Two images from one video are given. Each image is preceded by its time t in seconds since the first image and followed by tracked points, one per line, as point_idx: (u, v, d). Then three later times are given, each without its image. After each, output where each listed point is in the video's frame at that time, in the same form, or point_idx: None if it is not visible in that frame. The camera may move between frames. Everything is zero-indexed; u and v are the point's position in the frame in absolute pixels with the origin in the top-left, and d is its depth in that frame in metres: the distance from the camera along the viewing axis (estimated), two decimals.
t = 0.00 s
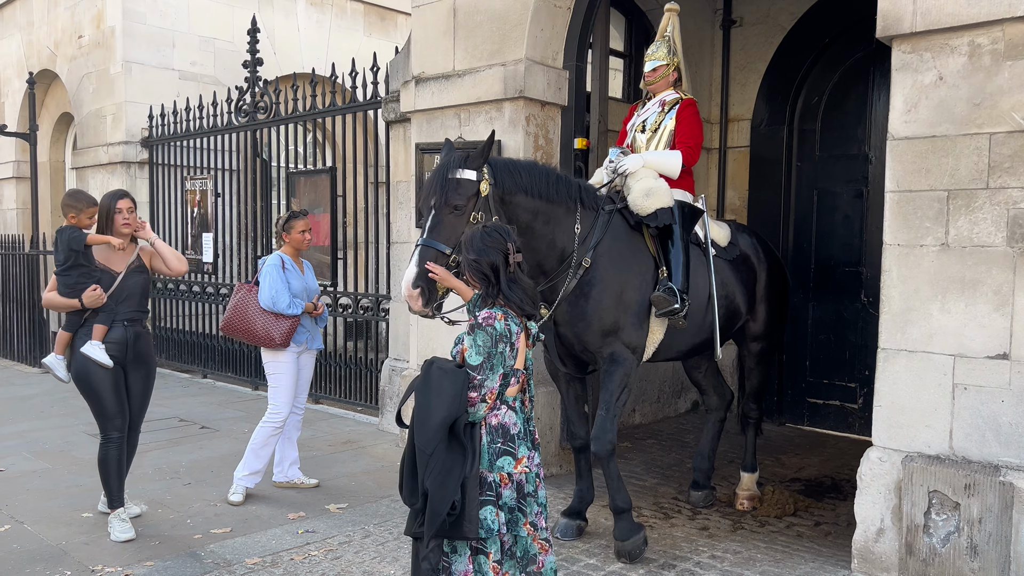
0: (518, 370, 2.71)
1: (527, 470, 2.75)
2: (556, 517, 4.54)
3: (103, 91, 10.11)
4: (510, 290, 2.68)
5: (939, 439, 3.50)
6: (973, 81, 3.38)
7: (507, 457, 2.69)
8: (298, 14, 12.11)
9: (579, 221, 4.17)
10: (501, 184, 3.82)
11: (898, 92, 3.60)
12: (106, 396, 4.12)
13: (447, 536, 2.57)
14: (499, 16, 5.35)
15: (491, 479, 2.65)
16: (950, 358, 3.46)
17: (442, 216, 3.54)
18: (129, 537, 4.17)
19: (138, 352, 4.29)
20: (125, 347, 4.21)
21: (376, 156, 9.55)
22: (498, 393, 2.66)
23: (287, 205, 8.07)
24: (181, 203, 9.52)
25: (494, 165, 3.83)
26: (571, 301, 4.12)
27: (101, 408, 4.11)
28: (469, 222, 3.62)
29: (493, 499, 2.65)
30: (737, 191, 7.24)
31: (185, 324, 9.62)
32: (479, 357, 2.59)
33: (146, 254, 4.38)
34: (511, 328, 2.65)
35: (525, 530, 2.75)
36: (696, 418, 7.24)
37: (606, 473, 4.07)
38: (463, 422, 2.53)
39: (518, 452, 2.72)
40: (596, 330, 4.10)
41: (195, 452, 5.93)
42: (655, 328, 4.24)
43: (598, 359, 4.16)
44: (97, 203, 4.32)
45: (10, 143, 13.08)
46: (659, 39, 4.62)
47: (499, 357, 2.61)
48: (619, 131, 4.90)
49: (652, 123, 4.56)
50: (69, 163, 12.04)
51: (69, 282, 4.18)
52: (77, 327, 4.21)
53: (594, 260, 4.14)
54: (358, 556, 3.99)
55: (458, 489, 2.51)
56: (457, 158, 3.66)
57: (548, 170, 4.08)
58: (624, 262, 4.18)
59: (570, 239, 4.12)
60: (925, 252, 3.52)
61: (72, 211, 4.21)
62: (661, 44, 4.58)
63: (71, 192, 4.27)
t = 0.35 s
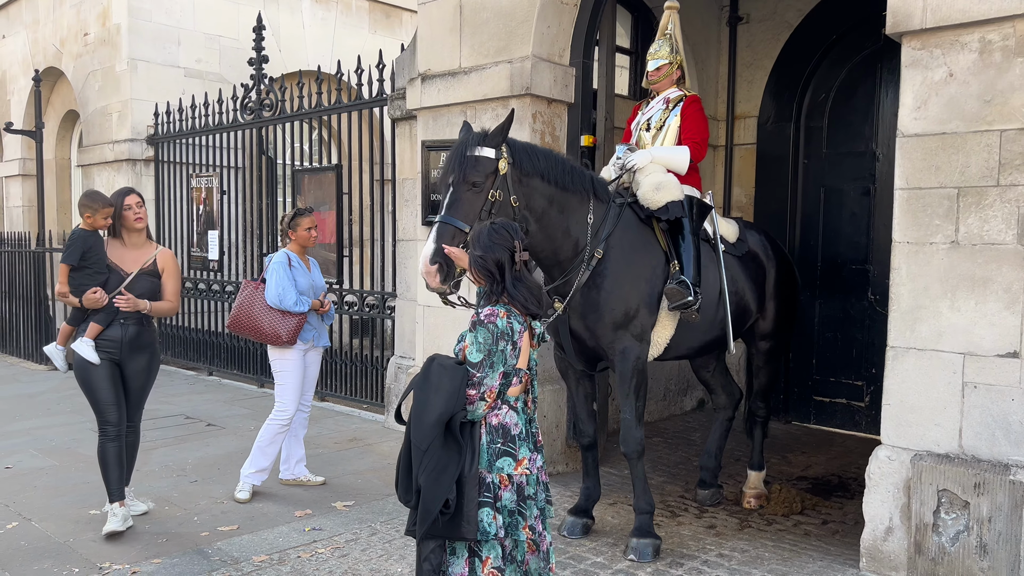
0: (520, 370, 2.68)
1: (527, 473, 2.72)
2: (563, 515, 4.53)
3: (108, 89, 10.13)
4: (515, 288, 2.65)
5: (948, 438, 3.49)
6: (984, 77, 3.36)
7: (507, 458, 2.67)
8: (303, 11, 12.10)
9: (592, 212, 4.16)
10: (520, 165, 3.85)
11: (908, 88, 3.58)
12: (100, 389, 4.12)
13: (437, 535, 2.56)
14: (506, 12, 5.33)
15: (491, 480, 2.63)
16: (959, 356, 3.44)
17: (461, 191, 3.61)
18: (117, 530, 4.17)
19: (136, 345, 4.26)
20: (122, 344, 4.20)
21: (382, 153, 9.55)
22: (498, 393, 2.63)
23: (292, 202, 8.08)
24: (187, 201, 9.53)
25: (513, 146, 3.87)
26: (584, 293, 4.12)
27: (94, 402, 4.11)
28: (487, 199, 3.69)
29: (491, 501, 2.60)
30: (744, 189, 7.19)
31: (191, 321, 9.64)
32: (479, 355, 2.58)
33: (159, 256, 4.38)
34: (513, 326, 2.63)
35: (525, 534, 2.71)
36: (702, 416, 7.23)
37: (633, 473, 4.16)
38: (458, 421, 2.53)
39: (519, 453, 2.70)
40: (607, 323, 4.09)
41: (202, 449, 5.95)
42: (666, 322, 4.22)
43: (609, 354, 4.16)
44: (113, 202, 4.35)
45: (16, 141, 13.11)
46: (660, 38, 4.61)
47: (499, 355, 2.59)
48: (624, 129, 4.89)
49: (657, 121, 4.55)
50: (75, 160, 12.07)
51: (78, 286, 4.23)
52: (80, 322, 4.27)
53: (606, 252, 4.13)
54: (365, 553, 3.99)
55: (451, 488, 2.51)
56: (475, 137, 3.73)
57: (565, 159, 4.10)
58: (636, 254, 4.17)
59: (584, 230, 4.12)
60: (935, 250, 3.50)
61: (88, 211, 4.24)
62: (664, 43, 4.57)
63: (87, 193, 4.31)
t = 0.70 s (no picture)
0: (522, 370, 2.68)
1: (530, 473, 2.71)
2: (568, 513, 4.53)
3: (115, 87, 10.15)
4: (517, 289, 2.64)
5: (956, 437, 3.47)
6: (992, 74, 3.35)
7: (509, 458, 2.67)
8: (309, 9, 12.11)
9: (603, 207, 4.16)
10: (534, 156, 3.85)
11: (915, 86, 3.56)
12: (99, 386, 4.15)
13: (437, 535, 2.57)
14: (511, 10, 5.32)
15: (490, 481, 2.63)
16: (967, 354, 3.43)
17: (474, 180, 3.61)
18: (92, 528, 4.23)
19: (138, 345, 4.27)
20: (123, 340, 4.22)
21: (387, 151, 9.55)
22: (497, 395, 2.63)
23: (298, 200, 8.08)
24: (193, 198, 9.55)
25: (528, 137, 3.87)
26: (594, 289, 4.13)
27: (93, 400, 4.15)
28: (501, 188, 3.70)
29: (489, 502, 2.61)
30: (750, 185, 7.20)
31: (196, 319, 9.66)
32: (479, 357, 2.58)
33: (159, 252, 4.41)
34: (514, 327, 2.62)
35: (529, 536, 2.68)
36: (708, 414, 7.21)
37: (643, 472, 4.18)
38: (456, 423, 2.52)
39: (521, 453, 2.69)
40: (616, 320, 4.09)
41: (208, 446, 5.96)
42: (675, 320, 4.20)
43: (617, 352, 4.15)
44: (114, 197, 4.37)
45: (23, 139, 13.16)
46: (663, 35, 4.56)
47: (499, 356, 2.59)
48: (629, 128, 4.86)
49: (663, 118, 4.53)
50: (81, 158, 12.10)
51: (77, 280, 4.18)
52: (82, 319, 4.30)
53: (618, 249, 4.14)
54: (370, 551, 3.99)
55: (450, 489, 2.52)
56: (491, 126, 3.73)
57: (579, 153, 4.09)
58: (646, 251, 4.17)
59: (596, 225, 4.12)
60: (942, 248, 3.48)
61: (94, 206, 4.22)
62: (668, 40, 4.53)
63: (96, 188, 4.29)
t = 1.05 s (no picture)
0: (526, 369, 2.68)
1: (534, 472, 2.71)
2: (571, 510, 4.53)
3: (120, 85, 10.17)
4: (517, 290, 2.62)
5: (960, 434, 3.46)
6: (997, 70, 3.33)
7: (513, 457, 2.66)
8: (313, 6, 12.12)
9: (609, 205, 4.14)
10: (539, 154, 3.84)
11: (920, 82, 3.55)
12: (97, 385, 4.17)
13: (441, 533, 2.58)
14: (514, 7, 5.32)
15: (494, 479, 2.64)
16: (971, 352, 3.41)
17: (479, 179, 3.63)
18: (97, 525, 4.25)
19: (137, 343, 4.28)
20: (123, 339, 4.23)
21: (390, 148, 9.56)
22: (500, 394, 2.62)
23: (302, 197, 8.09)
24: (198, 196, 9.57)
25: (532, 135, 3.86)
26: (599, 288, 4.10)
27: (90, 397, 4.17)
28: (506, 188, 3.71)
29: (493, 501, 2.61)
30: (754, 182, 7.18)
31: (201, 317, 9.68)
32: (481, 357, 2.57)
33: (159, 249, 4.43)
34: (517, 327, 2.61)
35: (536, 534, 2.68)
36: (712, 411, 7.20)
37: (645, 470, 4.16)
38: (460, 424, 2.52)
39: (525, 452, 2.69)
40: (621, 318, 4.08)
41: (212, 444, 5.98)
42: (680, 317, 4.21)
43: (621, 351, 4.15)
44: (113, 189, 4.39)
45: (29, 137, 13.20)
46: (669, 30, 4.57)
47: (502, 356, 2.58)
48: (633, 123, 4.87)
49: (667, 114, 4.54)
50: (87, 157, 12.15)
51: (77, 266, 4.19)
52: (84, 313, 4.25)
53: (623, 247, 4.12)
54: (374, 548, 4.00)
55: (454, 489, 2.52)
56: (495, 125, 3.73)
57: (584, 151, 4.07)
58: (651, 249, 4.17)
59: (601, 223, 4.11)
60: (947, 245, 3.47)
61: (88, 193, 4.27)
62: (674, 35, 4.54)
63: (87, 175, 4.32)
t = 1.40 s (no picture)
0: (527, 366, 2.68)
1: (536, 468, 2.71)
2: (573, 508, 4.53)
3: (124, 84, 10.20)
4: (518, 287, 2.61)
5: (963, 432, 3.45)
6: (1001, 66, 3.31)
7: (515, 455, 2.67)
8: (317, 5, 12.13)
9: (611, 203, 4.14)
10: (541, 151, 3.83)
11: (923, 79, 3.53)
12: (100, 382, 4.19)
13: (444, 530, 2.58)
14: (516, 5, 5.32)
15: (497, 476, 2.65)
16: (974, 349, 3.40)
17: (481, 178, 3.59)
18: (101, 522, 4.27)
19: (140, 342, 4.29)
20: (126, 338, 4.24)
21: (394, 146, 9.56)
22: (502, 391, 2.63)
23: (305, 196, 8.10)
24: (202, 194, 9.58)
25: (535, 133, 3.84)
26: (601, 286, 4.09)
27: (94, 395, 4.19)
28: (508, 186, 3.67)
29: (497, 497, 2.62)
30: (758, 180, 7.16)
31: (205, 315, 9.70)
32: (484, 354, 2.58)
33: (162, 250, 4.45)
34: (518, 324, 2.61)
35: (537, 529, 2.67)
36: (716, 410, 7.19)
37: (648, 468, 4.16)
38: (463, 422, 2.52)
39: (527, 449, 2.69)
40: (624, 316, 4.08)
41: (215, 441, 6.00)
42: (682, 316, 4.21)
43: (623, 349, 4.14)
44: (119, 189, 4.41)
45: (34, 136, 13.25)
46: (676, 25, 4.54)
47: (504, 354, 2.59)
48: (638, 118, 4.86)
49: (672, 110, 4.52)
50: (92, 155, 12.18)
51: (87, 269, 4.22)
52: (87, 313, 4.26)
53: (626, 245, 4.12)
54: (377, 546, 4.01)
55: (458, 487, 2.52)
56: (498, 123, 3.69)
57: (587, 149, 4.07)
58: (653, 247, 4.17)
59: (604, 220, 4.10)
60: (950, 242, 3.46)
61: (96, 194, 4.29)
62: (680, 29, 4.51)
63: (95, 176, 4.35)
